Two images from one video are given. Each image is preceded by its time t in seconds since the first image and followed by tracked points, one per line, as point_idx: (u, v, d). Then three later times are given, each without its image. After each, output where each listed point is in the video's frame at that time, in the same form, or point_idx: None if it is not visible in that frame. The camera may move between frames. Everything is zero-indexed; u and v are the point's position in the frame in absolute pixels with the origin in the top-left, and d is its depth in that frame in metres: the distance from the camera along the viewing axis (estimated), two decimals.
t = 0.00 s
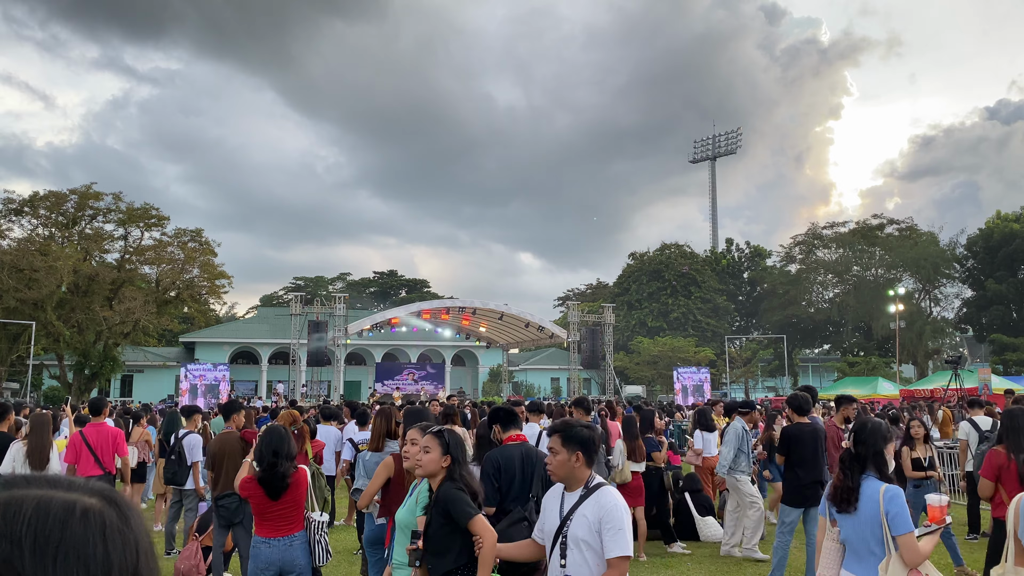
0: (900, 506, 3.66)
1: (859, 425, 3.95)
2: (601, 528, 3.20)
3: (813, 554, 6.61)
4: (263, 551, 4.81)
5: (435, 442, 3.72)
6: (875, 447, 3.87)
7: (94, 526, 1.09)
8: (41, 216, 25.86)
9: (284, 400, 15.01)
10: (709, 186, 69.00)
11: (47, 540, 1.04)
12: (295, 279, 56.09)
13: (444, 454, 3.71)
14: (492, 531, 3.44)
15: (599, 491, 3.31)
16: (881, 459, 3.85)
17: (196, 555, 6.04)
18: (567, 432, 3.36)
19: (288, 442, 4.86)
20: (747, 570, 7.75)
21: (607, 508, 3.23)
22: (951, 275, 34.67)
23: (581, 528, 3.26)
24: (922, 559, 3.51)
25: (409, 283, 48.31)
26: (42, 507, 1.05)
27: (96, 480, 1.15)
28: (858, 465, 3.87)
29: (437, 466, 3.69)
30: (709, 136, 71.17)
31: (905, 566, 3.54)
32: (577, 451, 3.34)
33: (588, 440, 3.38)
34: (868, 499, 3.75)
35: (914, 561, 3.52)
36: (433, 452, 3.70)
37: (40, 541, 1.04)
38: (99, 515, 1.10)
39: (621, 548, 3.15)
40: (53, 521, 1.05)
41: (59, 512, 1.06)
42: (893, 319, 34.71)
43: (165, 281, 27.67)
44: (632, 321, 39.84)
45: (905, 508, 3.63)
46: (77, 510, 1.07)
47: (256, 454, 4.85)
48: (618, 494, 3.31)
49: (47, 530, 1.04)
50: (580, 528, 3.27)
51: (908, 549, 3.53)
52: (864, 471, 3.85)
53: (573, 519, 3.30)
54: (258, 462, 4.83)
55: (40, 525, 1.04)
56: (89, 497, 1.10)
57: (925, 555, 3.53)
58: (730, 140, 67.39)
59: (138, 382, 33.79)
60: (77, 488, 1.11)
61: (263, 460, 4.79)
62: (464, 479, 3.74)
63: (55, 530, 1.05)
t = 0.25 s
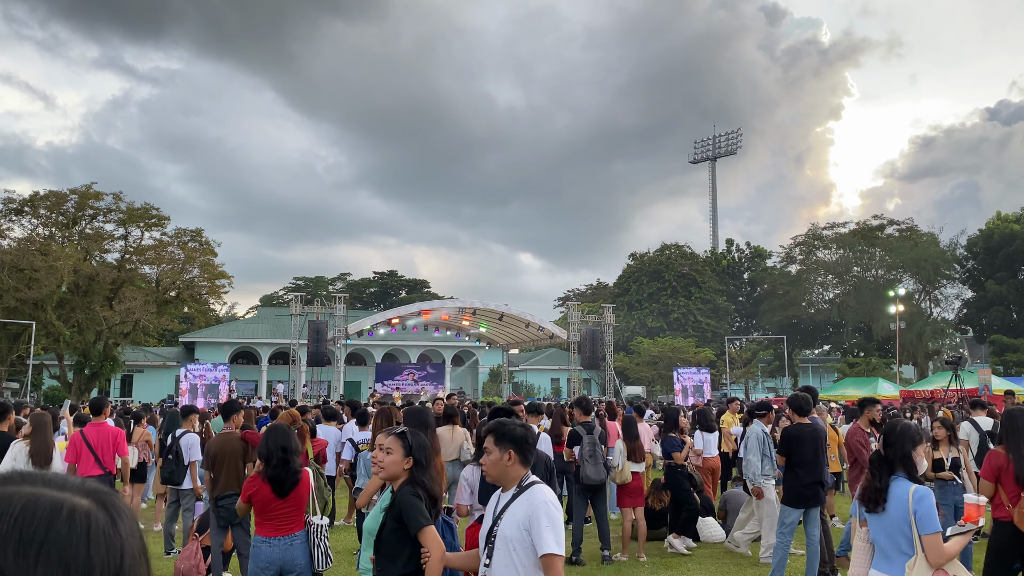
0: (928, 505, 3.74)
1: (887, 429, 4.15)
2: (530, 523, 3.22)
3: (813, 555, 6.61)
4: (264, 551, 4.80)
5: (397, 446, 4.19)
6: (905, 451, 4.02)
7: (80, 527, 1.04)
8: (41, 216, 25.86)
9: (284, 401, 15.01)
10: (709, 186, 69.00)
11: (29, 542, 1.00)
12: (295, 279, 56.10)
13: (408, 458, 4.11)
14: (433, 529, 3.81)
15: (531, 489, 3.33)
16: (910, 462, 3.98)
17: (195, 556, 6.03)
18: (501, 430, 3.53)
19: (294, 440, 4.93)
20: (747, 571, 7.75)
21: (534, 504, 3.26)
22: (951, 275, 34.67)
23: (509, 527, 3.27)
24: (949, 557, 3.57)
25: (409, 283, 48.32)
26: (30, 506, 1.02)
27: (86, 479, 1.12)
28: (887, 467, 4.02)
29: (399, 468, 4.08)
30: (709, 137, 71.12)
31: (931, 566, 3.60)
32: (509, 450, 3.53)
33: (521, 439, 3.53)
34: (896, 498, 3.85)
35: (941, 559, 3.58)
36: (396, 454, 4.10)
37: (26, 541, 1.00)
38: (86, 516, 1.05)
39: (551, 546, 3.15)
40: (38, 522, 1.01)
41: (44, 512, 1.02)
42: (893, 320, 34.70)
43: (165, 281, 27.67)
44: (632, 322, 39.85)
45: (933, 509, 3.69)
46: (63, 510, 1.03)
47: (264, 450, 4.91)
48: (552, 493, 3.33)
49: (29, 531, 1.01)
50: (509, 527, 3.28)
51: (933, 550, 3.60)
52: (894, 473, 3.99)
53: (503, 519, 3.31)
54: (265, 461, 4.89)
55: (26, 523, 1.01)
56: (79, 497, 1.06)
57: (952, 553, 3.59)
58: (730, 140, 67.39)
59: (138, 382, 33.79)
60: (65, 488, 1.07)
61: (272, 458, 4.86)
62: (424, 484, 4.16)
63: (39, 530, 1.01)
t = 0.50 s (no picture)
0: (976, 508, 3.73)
1: (931, 429, 4.12)
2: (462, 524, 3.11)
3: (813, 555, 6.62)
4: (266, 549, 4.81)
5: (364, 441, 3.76)
6: (954, 450, 4.00)
7: (67, 528, 1.01)
8: (41, 215, 25.85)
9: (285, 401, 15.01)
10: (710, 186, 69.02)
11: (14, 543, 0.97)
12: (295, 278, 56.11)
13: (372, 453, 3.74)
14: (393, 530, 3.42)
15: (467, 489, 3.20)
16: (958, 464, 3.97)
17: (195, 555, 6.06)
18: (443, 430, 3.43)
19: (296, 437, 4.89)
20: (747, 571, 7.75)
21: (469, 504, 3.13)
22: (951, 275, 34.70)
23: (445, 528, 3.18)
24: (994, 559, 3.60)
25: (409, 283, 48.34)
26: (14, 507, 0.99)
27: (73, 477, 1.09)
28: (935, 468, 3.99)
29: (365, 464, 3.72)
30: (709, 137, 71.10)
31: (975, 568, 3.63)
32: (453, 449, 3.89)
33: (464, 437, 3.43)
34: (944, 501, 3.86)
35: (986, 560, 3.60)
36: (362, 449, 3.74)
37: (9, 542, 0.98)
38: (72, 515, 1.02)
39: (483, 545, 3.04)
40: (21, 522, 0.98)
41: (30, 511, 0.99)
42: (893, 320, 34.69)
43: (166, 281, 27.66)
44: (632, 322, 39.85)
45: (980, 511, 3.70)
46: (50, 509, 1.00)
47: (264, 448, 4.89)
48: (491, 493, 3.18)
49: (14, 531, 0.98)
50: (445, 527, 3.18)
51: (978, 552, 3.62)
52: (942, 473, 3.97)
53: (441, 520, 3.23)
54: (266, 457, 4.88)
55: (9, 527, 0.98)
56: (65, 497, 1.03)
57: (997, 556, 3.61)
58: (731, 140, 67.40)
59: (139, 382, 33.79)
60: (51, 486, 1.04)
61: (271, 455, 4.85)
62: (388, 483, 3.73)
63: (23, 531, 0.98)
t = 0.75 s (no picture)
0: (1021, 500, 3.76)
1: (974, 424, 4.13)
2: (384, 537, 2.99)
3: (814, 554, 6.61)
4: (267, 548, 4.82)
5: (331, 441, 3.77)
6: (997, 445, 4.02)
7: (57, 525, 1.04)
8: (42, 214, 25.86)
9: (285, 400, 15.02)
10: (710, 186, 69.01)
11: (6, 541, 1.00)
12: (296, 277, 56.13)
13: (338, 454, 3.74)
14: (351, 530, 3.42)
15: (395, 500, 3.08)
16: (1001, 459, 3.99)
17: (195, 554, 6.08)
18: (380, 433, 3.34)
19: (301, 436, 4.86)
20: (747, 570, 7.75)
21: (392, 517, 3.00)
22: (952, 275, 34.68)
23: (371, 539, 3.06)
24: None
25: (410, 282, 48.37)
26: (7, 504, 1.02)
27: (64, 474, 1.12)
28: (978, 463, 4.01)
29: (331, 465, 3.73)
30: (709, 137, 71.03)
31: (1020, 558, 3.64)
32: (388, 455, 3.31)
33: (400, 442, 3.33)
34: (988, 493, 3.89)
35: None
36: (327, 449, 3.75)
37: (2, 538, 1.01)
38: (62, 512, 1.06)
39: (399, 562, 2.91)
40: (12, 519, 1.01)
41: (21, 509, 1.02)
42: (894, 319, 34.68)
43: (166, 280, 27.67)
44: (633, 321, 39.85)
45: None
46: (40, 506, 1.03)
47: (269, 447, 4.85)
48: (416, 506, 3.04)
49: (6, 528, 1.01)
50: (372, 538, 3.06)
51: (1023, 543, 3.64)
52: (985, 468, 3.99)
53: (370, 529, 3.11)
54: (270, 457, 4.85)
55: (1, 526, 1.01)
56: (56, 493, 1.07)
57: None
58: (731, 139, 67.37)
59: (140, 381, 33.82)
60: (42, 484, 1.07)
61: (275, 453, 4.82)
62: (355, 483, 3.72)
63: (14, 529, 1.01)
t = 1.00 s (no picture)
0: None
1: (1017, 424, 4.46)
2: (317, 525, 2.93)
3: (815, 553, 6.60)
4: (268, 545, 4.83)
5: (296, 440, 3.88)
6: None
7: (63, 518, 1.06)
8: (43, 213, 25.88)
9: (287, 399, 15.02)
10: (712, 184, 69.01)
11: (11, 536, 1.01)
12: (297, 277, 56.19)
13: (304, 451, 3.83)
14: (306, 527, 3.43)
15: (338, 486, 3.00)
16: None
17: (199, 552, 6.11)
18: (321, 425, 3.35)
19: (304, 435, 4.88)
20: (749, 569, 7.74)
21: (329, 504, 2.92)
22: (953, 273, 34.67)
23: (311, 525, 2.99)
24: None
25: (411, 281, 48.39)
26: (12, 499, 1.03)
27: (66, 469, 1.12)
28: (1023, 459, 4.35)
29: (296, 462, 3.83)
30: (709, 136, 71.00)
31: None
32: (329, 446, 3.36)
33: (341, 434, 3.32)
34: None
35: None
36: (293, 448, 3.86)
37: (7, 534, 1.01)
38: (69, 505, 1.07)
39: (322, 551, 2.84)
40: (18, 513, 1.02)
41: (27, 503, 1.03)
42: (896, 318, 34.64)
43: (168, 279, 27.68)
44: (634, 320, 39.84)
45: None
46: (45, 501, 1.04)
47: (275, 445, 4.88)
48: (350, 494, 2.93)
49: (11, 523, 1.01)
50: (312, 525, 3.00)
51: None
52: None
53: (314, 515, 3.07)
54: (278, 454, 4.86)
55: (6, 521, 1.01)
56: (59, 487, 1.07)
57: None
58: (732, 138, 67.33)
59: (141, 379, 33.84)
60: (44, 479, 1.08)
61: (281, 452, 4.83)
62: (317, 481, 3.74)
63: (19, 524, 1.02)
